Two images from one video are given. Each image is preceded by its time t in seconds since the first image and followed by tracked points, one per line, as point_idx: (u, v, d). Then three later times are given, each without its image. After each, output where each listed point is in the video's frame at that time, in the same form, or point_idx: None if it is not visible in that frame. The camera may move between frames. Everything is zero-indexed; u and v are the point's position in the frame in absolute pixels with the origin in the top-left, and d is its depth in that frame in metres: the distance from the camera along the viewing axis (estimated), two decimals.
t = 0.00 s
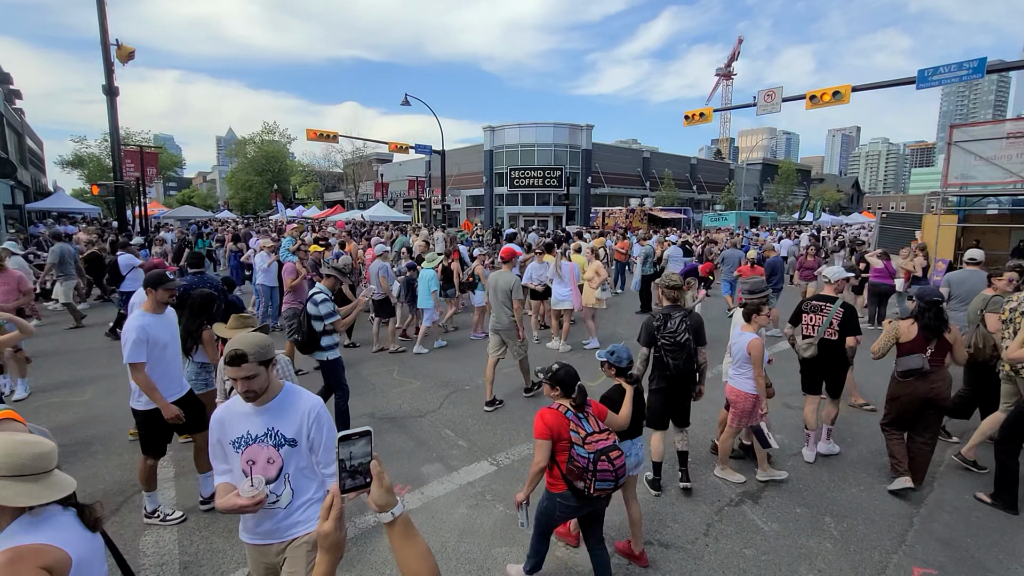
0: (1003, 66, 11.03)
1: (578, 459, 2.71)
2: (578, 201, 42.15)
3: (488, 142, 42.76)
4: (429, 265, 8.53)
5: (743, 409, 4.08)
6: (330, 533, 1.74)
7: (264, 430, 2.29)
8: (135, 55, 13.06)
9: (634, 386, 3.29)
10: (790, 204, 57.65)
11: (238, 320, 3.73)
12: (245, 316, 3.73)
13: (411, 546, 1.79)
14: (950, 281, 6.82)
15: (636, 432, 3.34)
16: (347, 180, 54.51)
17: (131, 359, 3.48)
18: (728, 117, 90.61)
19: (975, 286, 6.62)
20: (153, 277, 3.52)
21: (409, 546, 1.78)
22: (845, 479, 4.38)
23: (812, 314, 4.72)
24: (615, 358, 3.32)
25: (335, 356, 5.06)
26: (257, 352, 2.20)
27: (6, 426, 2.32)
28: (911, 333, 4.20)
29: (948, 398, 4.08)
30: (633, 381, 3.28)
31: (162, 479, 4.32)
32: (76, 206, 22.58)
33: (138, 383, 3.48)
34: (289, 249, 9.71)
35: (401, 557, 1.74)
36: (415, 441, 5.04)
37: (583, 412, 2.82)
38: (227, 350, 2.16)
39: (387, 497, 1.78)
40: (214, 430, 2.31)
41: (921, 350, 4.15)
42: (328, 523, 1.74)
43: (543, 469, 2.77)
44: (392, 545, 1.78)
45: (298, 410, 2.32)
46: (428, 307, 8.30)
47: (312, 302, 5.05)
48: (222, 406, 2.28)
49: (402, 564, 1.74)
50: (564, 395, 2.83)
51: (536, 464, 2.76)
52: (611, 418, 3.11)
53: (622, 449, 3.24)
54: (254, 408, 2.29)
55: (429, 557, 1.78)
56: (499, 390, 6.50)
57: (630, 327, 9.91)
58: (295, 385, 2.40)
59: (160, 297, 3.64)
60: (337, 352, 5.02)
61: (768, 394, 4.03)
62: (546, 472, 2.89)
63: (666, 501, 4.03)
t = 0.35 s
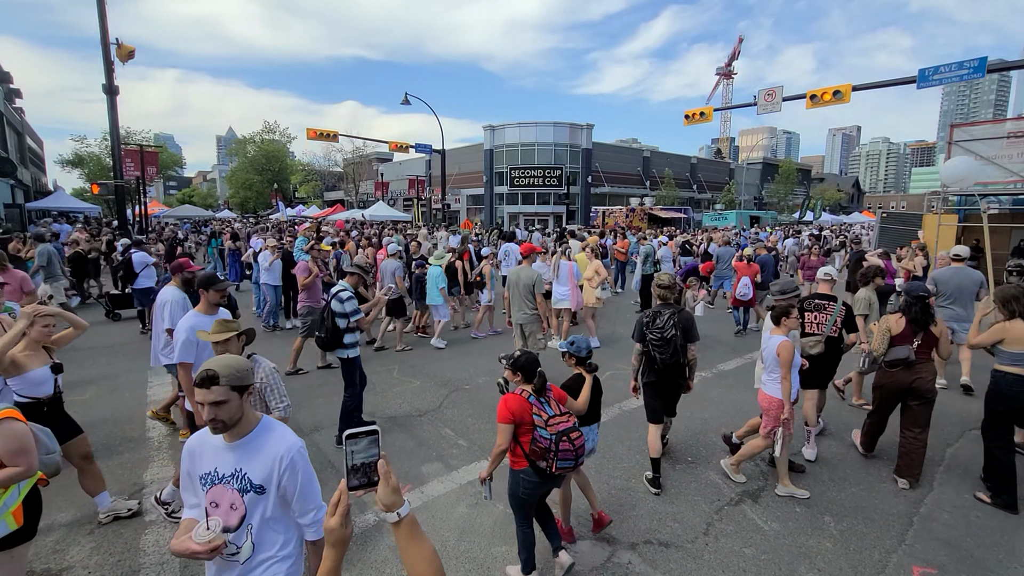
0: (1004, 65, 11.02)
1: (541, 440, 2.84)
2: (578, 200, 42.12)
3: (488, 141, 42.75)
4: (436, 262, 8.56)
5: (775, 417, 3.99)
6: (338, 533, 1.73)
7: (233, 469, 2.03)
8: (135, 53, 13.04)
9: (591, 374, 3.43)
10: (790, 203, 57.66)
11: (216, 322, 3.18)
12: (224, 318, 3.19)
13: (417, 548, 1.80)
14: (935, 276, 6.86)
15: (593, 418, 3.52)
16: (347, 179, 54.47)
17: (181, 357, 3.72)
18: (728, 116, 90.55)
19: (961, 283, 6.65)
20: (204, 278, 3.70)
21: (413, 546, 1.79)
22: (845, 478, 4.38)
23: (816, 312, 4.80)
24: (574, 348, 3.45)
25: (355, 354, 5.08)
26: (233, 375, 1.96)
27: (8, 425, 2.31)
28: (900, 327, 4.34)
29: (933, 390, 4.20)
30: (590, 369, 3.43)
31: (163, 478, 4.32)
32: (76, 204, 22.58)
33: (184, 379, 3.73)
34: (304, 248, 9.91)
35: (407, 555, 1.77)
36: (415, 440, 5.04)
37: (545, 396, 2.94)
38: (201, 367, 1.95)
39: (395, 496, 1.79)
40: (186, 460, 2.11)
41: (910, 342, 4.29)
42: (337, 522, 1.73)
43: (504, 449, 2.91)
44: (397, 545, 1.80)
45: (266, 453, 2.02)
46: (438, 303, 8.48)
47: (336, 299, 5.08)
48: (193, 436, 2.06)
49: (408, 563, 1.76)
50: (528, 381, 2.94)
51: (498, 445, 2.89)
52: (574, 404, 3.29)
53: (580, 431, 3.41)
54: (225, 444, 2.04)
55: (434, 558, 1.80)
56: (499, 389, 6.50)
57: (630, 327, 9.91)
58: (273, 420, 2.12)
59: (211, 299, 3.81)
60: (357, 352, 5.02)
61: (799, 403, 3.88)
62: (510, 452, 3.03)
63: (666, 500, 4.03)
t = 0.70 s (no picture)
0: (1005, 64, 11.01)
1: (506, 428, 3.04)
2: (578, 199, 42.12)
3: (488, 140, 42.72)
4: (445, 262, 8.56)
5: (821, 423, 3.82)
6: (346, 530, 1.73)
7: (188, 499, 1.80)
8: (135, 52, 13.05)
9: (558, 365, 3.52)
10: (790, 201, 57.63)
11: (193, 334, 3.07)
12: (201, 331, 3.07)
13: (421, 550, 1.80)
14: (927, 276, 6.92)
15: (560, 406, 3.65)
16: (347, 178, 54.46)
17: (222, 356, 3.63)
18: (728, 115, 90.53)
19: (953, 281, 6.69)
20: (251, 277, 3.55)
21: (417, 547, 1.80)
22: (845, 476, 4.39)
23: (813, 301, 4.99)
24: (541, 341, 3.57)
25: (377, 351, 5.11)
26: (194, 387, 1.75)
27: (7, 425, 2.31)
28: (878, 318, 4.52)
29: (910, 375, 4.52)
30: (556, 361, 3.53)
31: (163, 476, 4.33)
32: (76, 203, 22.58)
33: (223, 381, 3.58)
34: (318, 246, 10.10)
35: (411, 552, 1.79)
36: (416, 439, 5.05)
37: (513, 387, 3.13)
38: (159, 375, 1.74)
39: (400, 494, 1.82)
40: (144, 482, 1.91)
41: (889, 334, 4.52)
42: (345, 520, 1.73)
43: (473, 436, 3.08)
44: (400, 545, 1.80)
45: (222, 486, 1.76)
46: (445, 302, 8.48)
47: (360, 297, 5.09)
48: (150, 458, 1.85)
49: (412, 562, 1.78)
50: (497, 372, 3.15)
51: (468, 432, 3.06)
52: (539, 395, 3.43)
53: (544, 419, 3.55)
54: (182, 470, 1.80)
55: (437, 557, 1.81)
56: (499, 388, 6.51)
57: (630, 325, 9.92)
58: (238, 444, 1.87)
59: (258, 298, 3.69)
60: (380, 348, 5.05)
61: (845, 403, 3.72)
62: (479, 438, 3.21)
63: (667, 498, 4.04)
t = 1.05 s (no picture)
0: (1006, 62, 11.01)
1: (478, 403, 3.32)
2: (578, 198, 42.12)
3: (488, 139, 42.70)
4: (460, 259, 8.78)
5: (876, 437, 3.63)
6: (355, 528, 1.71)
7: (110, 559, 1.61)
8: (135, 52, 13.04)
9: (533, 350, 3.79)
10: (790, 200, 57.61)
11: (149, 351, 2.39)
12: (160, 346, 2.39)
13: (425, 554, 1.76)
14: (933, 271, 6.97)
15: (535, 389, 3.84)
16: (347, 177, 54.45)
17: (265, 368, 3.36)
18: (728, 114, 90.48)
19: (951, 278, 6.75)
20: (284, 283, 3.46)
21: (421, 551, 1.76)
22: (844, 475, 4.39)
23: (810, 298, 5.59)
24: (516, 326, 3.80)
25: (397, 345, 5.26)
26: (108, 428, 1.55)
27: (7, 424, 2.33)
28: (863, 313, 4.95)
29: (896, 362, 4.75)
30: (533, 345, 3.80)
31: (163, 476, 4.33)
32: (75, 202, 22.58)
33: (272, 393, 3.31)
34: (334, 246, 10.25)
35: (417, 556, 1.74)
36: (416, 438, 5.05)
37: (488, 367, 3.44)
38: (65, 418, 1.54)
39: (407, 495, 1.79)
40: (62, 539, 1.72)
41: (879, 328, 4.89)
42: (352, 518, 1.72)
43: (450, 411, 3.40)
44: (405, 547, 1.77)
45: (147, 543, 1.57)
46: (459, 300, 8.70)
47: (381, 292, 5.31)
48: (62, 516, 1.66)
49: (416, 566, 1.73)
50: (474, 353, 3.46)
51: (445, 408, 3.39)
52: (515, 375, 3.66)
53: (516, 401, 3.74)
54: (101, 527, 1.62)
55: (443, 563, 1.75)
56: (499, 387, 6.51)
57: (629, 324, 9.93)
58: (166, 490, 1.69)
59: (295, 305, 3.54)
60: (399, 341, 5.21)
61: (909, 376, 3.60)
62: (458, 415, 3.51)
63: (667, 498, 4.04)
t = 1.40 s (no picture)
0: (1006, 62, 11.00)
1: (446, 396, 3.42)
2: (578, 198, 42.11)
3: (488, 139, 42.69)
4: (471, 260, 8.97)
5: (919, 446, 3.52)
6: (367, 527, 1.75)
7: None
8: (135, 52, 13.05)
9: (501, 345, 3.87)
10: (790, 200, 57.58)
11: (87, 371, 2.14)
12: (95, 368, 2.12)
13: (433, 556, 1.79)
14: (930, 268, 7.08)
15: (505, 381, 3.95)
16: (347, 178, 54.49)
17: (321, 379, 3.23)
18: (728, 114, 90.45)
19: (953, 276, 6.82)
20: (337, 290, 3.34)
21: (430, 557, 1.78)
22: (845, 475, 4.39)
23: (790, 291, 5.95)
24: (485, 321, 3.84)
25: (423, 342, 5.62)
26: None
27: (11, 426, 2.33)
28: (862, 304, 5.19)
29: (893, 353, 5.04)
30: (500, 341, 3.86)
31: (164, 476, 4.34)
32: (75, 202, 22.58)
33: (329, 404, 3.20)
34: (352, 246, 10.31)
35: (425, 557, 1.77)
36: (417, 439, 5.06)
37: (459, 361, 3.48)
38: None
39: (416, 498, 1.81)
40: None
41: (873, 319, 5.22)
42: (363, 517, 1.75)
43: (424, 402, 3.55)
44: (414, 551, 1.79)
45: None
46: (470, 298, 8.81)
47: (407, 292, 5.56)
48: None
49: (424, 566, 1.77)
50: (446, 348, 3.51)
51: (419, 399, 3.53)
52: (485, 370, 3.73)
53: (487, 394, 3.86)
54: None
55: (451, 565, 1.78)
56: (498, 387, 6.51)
57: (630, 324, 9.94)
58: (27, 532, 1.51)
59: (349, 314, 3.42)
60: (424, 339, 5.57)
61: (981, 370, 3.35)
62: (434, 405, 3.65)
63: (667, 497, 4.04)
